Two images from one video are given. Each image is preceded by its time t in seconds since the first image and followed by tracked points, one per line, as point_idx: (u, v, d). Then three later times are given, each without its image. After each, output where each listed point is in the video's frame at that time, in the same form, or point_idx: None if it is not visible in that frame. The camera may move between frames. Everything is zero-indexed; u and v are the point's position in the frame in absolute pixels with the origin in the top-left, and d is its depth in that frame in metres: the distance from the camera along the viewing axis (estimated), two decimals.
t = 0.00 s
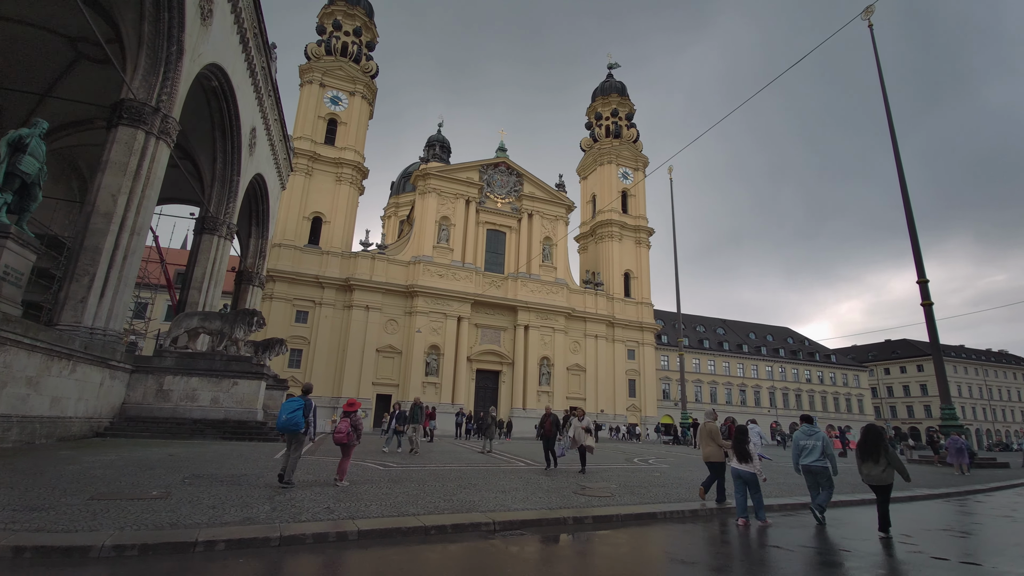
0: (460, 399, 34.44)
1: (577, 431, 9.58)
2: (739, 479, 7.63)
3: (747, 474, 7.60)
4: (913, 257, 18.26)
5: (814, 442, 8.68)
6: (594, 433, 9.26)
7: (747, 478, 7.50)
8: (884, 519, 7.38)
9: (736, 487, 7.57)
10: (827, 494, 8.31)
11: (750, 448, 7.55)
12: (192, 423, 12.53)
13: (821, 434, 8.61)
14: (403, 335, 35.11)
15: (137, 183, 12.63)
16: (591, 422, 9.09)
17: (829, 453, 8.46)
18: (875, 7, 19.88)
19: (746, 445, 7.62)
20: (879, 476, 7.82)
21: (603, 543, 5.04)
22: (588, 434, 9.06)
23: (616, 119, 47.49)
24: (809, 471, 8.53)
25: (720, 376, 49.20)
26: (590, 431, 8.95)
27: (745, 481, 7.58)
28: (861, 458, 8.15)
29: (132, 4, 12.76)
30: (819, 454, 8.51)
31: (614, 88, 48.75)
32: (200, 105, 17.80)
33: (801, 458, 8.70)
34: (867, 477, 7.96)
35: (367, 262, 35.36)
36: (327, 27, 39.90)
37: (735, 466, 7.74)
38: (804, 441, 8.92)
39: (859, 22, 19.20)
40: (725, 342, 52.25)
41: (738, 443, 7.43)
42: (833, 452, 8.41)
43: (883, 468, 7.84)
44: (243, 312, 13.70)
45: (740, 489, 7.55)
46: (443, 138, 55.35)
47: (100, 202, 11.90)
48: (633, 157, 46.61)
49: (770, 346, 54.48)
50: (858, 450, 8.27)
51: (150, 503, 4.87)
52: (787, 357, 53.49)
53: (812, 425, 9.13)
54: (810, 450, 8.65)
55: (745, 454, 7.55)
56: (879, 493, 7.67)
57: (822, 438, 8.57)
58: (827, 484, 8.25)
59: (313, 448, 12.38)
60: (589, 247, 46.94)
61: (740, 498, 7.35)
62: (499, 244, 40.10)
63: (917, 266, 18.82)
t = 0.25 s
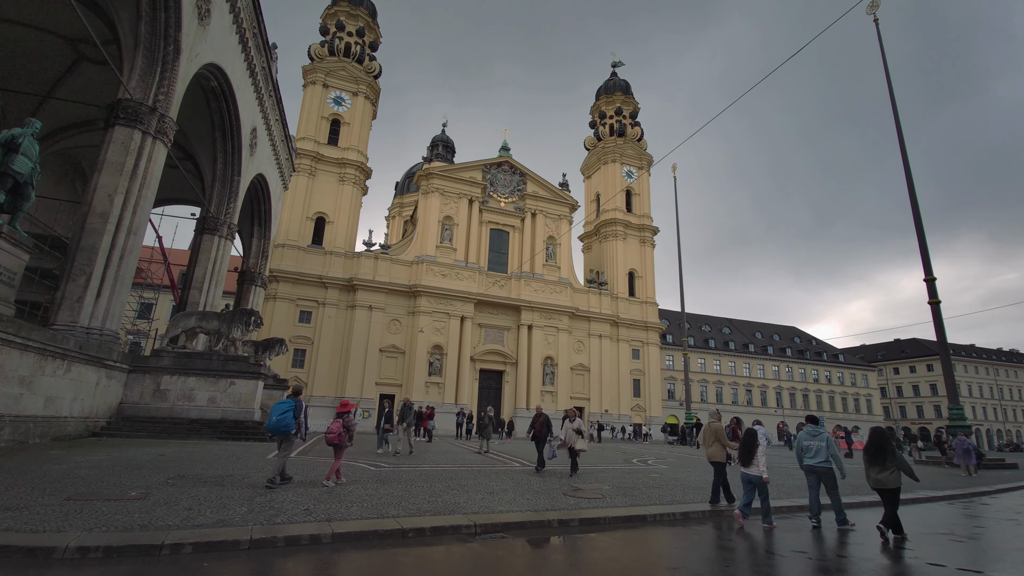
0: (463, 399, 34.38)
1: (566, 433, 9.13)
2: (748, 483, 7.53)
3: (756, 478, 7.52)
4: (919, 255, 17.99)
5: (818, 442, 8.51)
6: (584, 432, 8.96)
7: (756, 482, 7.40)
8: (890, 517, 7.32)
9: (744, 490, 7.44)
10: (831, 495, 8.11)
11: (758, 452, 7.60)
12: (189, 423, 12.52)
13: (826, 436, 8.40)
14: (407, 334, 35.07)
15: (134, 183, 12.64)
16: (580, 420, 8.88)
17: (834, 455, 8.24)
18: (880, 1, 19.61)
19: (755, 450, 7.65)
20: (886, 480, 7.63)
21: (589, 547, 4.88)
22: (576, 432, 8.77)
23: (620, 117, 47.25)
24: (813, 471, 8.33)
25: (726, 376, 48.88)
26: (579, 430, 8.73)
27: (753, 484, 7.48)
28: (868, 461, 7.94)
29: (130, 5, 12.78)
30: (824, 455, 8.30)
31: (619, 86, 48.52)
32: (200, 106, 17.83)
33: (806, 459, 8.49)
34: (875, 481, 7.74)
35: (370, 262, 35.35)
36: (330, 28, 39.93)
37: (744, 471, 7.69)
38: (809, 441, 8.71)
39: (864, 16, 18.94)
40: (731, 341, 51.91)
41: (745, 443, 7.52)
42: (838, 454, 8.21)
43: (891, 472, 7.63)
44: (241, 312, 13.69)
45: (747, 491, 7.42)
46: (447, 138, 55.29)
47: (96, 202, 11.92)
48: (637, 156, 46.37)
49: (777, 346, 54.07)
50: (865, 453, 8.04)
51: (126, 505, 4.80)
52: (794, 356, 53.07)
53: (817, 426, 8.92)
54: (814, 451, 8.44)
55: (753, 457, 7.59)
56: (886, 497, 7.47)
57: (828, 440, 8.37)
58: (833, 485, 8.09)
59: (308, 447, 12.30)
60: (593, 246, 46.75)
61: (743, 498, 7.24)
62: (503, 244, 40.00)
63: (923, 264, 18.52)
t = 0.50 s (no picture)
0: (468, 399, 34.34)
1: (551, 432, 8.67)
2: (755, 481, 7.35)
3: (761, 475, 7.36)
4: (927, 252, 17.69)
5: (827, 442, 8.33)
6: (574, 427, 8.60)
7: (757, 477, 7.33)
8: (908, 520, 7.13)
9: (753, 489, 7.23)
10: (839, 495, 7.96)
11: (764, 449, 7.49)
12: (188, 422, 12.57)
13: (834, 435, 8.21)
14: (411, 335, 35.08)
15: (133, 184, 12.72)
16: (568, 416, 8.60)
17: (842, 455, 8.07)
18: None
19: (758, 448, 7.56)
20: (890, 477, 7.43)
21: (573, 550, 4.71)
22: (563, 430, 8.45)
23: (625, 116, 47.04)
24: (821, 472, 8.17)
25: (733, 376, 48.53)
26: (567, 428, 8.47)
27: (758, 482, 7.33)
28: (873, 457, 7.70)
29: (129, 6, 12.87)
30: (831, 456, 8.14)
31: (624, 85, 48.31)
32: (202, 107, 17.94)
33: (813, 458, 8.33)
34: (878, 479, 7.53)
35: (375, 262, 35.40)
36: (334, 30, 40.07)
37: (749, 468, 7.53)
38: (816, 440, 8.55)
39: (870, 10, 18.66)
40: (738, 341, 51.51)
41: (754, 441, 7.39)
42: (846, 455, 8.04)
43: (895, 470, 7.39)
44: (239, 312, 13.74)
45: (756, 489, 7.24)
46: (452, 139, 55.34)
47: (96, 202, 12.01)
48: (642, 154, 46.13)
49: (785, 346, 53.58)
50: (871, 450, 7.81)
51: (105, 504, 4.77)
52: (803, 356, 52.58)
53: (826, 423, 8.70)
54: (822, 451, 8.27)
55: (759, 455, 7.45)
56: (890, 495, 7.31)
57: (835, 439, 8.19)
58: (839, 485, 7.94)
59: (305, 446, 12.27)
60: (598, 245, 46.57)
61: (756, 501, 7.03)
62: (507, 243, 39.94)
63: (931, 261, 18.20)
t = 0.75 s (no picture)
0: (473, 399, 34.32)
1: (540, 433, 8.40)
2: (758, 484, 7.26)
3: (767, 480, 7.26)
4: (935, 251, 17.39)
5: (834, 444, 8.20)
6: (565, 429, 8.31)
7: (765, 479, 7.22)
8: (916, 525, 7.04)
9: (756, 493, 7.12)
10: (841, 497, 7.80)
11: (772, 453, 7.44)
12: (187, 423, 12.64)
13: (840, 437, 8.10)
14: (415, 335, 35.10)
15: (132, 185, 12.80)
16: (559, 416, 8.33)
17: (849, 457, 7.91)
18: None
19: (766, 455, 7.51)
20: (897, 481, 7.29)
21: (556, 554, 4.59)
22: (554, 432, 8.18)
23: (630, 115, 46.84)
24: (827, 473, 8.01)
25: (740, 376, 48.15)
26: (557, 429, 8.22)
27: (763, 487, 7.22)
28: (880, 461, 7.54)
29: (129, 9, 12.96)
30: (837, 456, 7.98)
31: (629, 84, 48.09)
32: (204, 108, 18.04)
33: (819, 460, 8.16)
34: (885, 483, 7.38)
35: (379, 262, 35.44)
36: (339, 32, 40.21)
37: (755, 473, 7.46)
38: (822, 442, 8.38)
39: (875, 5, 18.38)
40: (745, 341, 51.10)
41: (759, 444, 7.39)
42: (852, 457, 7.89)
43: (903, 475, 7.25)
44: (239, 312, 13.79)
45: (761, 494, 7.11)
46: (458, 139, 55.36)
47: (96, 204, 12.09)
48: (647, 153, 45.89)
49: (793, 345, 53.09)
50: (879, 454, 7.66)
51: (85, 505, 4.76)
52: (812, 356, 52.06)
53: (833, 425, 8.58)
54: (827, 452, 8.12)
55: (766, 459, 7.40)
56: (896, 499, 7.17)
57: (842, 441, 8.07)
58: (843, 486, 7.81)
59: (303, 446, 12.24)
60: (604, 245, 46.40)
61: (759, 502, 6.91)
62: (512, 243, 39.88)
63: (939, 259, 17.89)
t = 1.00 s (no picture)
0: (477, 399, 34.27)
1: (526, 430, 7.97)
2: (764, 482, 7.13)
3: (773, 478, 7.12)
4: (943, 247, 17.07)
5: (836, 445, 8.00)
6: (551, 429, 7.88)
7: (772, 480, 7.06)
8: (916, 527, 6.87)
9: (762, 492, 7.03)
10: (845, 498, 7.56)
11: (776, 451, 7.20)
12: (187, 422, 12.69)
13: (844, 438, 7.94)
14: (420, 335, 35.13)
15: (133, 186, 12.89)
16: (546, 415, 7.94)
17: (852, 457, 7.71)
18: None
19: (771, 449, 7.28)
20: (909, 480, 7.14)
21: (538, 555, 4.48)
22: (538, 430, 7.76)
23: (636, 114, 46.62)
24: (828, 473, 7.82)
25: (748, 376, 47.76)
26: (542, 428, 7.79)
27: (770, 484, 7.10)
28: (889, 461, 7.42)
29: (129, 13, 13.05)
30: (840, 456, 7.78)
31: (634, 82, 47.85)
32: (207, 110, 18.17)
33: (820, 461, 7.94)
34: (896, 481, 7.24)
35: (384, 263, 35.50)
36: (344, 33, 40.34)
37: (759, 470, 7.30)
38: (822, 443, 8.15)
39: None
40: (753, 341, 50.67)
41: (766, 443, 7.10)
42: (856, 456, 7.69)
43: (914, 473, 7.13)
44: (239, 312, 13.84)
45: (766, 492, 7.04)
46: (463, 140, 55.40)
47: (96, 204, 12.19)
48: (653, 152, 45.64)
49: (802, 345, 52.58)
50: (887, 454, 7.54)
51: (65, 502, 4.74)
52: (821, 355, 51.52)
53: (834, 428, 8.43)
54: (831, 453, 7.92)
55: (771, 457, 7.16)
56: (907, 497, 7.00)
57: (845, 441, 7.91)
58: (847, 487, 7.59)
59: (301, 445, 12.21)
60: (609, 244, 46.23)
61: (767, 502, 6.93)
62: (516, 243, 39.81)
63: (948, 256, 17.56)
